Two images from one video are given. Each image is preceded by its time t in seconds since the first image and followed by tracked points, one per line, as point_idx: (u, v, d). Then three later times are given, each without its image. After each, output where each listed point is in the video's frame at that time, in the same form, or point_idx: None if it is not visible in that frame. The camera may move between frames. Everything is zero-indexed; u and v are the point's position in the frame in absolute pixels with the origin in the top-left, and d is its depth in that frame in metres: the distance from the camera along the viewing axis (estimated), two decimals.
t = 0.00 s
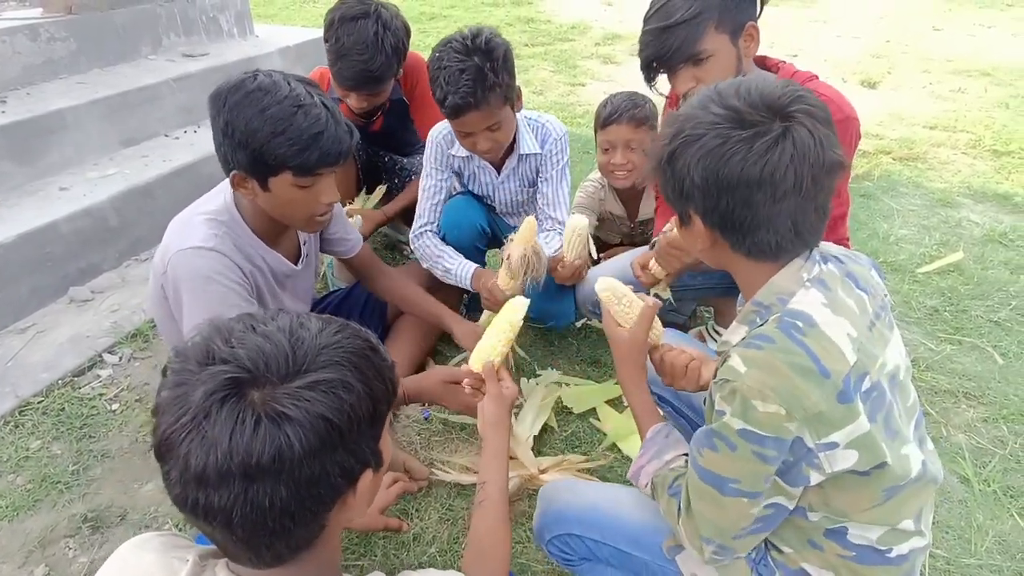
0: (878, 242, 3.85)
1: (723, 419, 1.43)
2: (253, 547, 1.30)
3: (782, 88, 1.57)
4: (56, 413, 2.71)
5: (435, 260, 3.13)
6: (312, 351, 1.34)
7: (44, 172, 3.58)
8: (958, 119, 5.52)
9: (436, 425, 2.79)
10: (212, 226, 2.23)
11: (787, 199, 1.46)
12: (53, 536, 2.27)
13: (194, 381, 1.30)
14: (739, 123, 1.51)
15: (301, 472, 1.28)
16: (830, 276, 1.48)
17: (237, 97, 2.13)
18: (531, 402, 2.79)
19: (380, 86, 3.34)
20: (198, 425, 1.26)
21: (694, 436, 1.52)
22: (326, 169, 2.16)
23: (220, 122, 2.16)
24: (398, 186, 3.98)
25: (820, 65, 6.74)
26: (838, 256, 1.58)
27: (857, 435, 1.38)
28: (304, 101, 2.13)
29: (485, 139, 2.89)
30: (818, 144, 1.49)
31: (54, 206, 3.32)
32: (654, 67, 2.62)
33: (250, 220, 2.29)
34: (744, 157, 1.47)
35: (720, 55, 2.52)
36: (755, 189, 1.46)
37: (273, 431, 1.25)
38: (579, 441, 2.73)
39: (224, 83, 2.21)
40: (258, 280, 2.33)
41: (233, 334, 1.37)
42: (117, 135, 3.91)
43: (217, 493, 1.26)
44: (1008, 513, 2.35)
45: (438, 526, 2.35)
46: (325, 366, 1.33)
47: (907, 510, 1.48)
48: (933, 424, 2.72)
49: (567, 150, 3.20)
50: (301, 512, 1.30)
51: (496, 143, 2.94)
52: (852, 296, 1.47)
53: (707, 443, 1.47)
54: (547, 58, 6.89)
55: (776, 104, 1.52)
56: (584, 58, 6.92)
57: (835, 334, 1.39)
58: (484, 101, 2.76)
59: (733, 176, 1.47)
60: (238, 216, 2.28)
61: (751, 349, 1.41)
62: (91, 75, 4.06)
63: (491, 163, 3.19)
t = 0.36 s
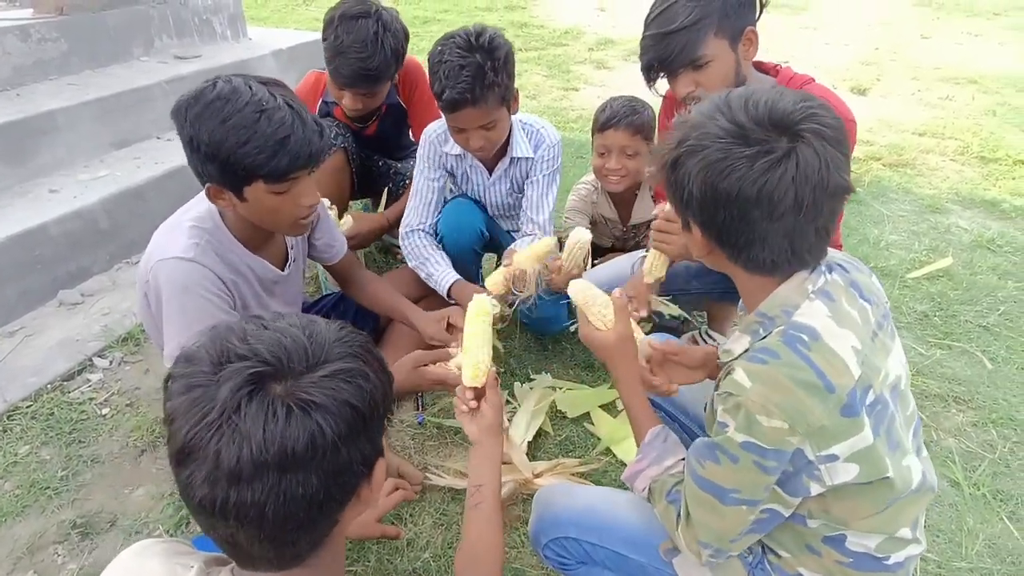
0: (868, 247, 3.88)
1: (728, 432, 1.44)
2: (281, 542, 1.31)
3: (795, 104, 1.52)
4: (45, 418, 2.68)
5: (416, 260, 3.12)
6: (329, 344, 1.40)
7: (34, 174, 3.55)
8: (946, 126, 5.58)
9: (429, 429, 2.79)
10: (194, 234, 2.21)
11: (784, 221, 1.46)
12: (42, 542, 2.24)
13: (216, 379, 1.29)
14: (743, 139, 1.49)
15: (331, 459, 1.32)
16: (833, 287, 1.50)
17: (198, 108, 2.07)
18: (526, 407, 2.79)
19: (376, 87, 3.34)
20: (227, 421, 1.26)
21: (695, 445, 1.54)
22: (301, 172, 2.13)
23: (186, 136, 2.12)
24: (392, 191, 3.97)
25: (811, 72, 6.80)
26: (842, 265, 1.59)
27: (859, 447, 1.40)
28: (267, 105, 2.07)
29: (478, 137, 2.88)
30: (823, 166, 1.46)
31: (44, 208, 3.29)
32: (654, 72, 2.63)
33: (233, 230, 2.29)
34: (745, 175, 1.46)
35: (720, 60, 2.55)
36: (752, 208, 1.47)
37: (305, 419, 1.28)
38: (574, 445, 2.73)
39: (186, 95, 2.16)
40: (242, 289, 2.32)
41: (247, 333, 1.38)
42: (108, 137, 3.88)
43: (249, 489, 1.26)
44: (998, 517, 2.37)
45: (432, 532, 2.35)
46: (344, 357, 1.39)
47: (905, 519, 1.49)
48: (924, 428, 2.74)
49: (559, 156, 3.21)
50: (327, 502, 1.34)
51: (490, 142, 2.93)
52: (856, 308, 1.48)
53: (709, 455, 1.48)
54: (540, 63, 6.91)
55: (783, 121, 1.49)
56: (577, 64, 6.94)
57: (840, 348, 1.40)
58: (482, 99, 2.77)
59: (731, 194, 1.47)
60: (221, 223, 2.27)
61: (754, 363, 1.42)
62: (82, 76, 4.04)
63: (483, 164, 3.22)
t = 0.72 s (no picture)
0: (859, 251, 3.92)
1: (726, 446, 1.46)
2: (278, 549, 1.31)
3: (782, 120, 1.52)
4: (35, 423, 2.65)
5: (405, 241, 3.18)
6: (323, 349, 1.38)
7: (24, 176, 3.52)
8: (935, 131, 5.65)
9: (424, 434, 2.78)
10: (177, 246, 2.21)
11: (772, 238, 1.47)
12: (32, 549, 2.22)
13: (209, 387, 1.28)
14: (728, 156, 1.51)
15: (326, 467, 1.30)
16: (829, 297, 1.51)
17: (168, 121, 2.03)
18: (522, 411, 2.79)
19: (372, 91, 3.33)
20: (220, 430, 1.25)
21: (693, 458, 1.55)
22: (280, 179, 2.11)
23: (158, 151, 2.07)
24: (386, 195, 3.96)
25: (801, 78, 6.87)
26: (838, 274, 1.61)
27: (857, 461, 1.40)
28: (238, 115, 2.04)
29: (482, 117, 2.88)
30: (810, 182, 1.47)
31: (34, 212, 3.27)
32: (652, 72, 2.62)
33: (215, 239, 2.27)
34: (730, 190, 1.48)
35: (721, 64, 2.57)
36: (740, 225, 1.49)
37: (299, 427, 1.27)
38: (568, 448, 2.73)
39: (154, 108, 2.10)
40: (228, 298, 2.31)
41: (240, 339, 1.37)
42: (99, 140, 3.86)
43: (244, 497, 1.25)
44: (988, 518, 2.40)
45: (427, 536, 2.34)
46: (338, 363, 1.37)
47: (904, 528, 1.50)
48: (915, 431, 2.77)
49: (558, 150, 3.23)
50: (324, 510, 1.33)
51: (494, 124, 2.94)
52: (852, 317, 1.50)
53: (707, 468, 1.50)
54: (533, 67, 6.93)
55: (769, 137, 1.50)
56: (570, 68, 6.97)
57: (837, 360, 1.41)
58: (491, 75, 2.82)
59: (719, 209, 1.50)
60: (203, 234, 2.26)
61: (752, 376, 1.43)
62: (73, 79, 4.01)
63: (481, 158, 3.21)
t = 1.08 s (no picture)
0: (854, 253, 3.94)
1: (722, 445, 1.46)
2: (258, 558, 1.33)
3: (827, 129, 1.48)
4: (30, 426, 2.63)
5: (417, 247, 3.11)
6: (305, 361, 1.35)
7: (18, 178, 3.51)
8: (928, 134, 5.68)
9: (421, 435, 2.78)
10: (163, 255, 2.19)
11: (804, 249, 1.47)
12: (28, 552, 2.21)
13: (186, 400, 1.29)
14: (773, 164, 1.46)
15: (300, 485, 1.29)
16: (837, 302, 1.53)
17: (144, 129, 2.02)
18: (520, 412, 2.80)
19: (370, 96, 3.34)
20: (192, 445, 1.26)
21: (687, 453, 1.56)
22: (262, 185, 2.11)
23: (135, 158, 2.06)
24: (384, 198, 3.97)
25: (796, 81, 6.90)
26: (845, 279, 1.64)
27: (852, 468, 1.42)
28: (217, 120, 2.03)
29: (488, 106, 2.90)
30: (851, 197, 1.47)
31: (29, 213, 3.26)
32: (608, 88, 2.63)
33: (201, 245, 2.26)
34: (772, 202, 1.45)
35: (677, 84, 2.56)
36: (775, 235, 1.47)
37: (269, 445, 1.25)
38: (566, 450, 2.74)
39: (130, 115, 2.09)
40: (219, 305, 2.31)
41: (222, 350, 1.36)
42: (94, 141, 3.84)
43: (216, 511, 1.27)
44: (983, 519, 2.41)
45: (425, 538, 2.34)
46: (319, 376, 1.33)
47: (900, 532, 1.52)
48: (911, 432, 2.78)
49: (556, 147, 3.26)
50: (302, 523, 1.32)
51: (498, 115, 2.95)
52: (856, 322, 1.52)
53: (701, 464, 1.50)
54: (530, 70, 6.95)
55: (818, 146, 1.46)
56: (566, 70, 6.98)
57: (844, 368, 1.43)
58: (500, 63, 2.85)
59: (756, 220, 1.47)
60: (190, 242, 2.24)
61: (758, 380, 1.43)
62: (68, 80, 4.00)
63: (480, 154, 3.21)
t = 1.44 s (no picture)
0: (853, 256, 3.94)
1: (732, 453, 1.45)
2: (246, 570, 1.34)
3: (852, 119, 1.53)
4: (27, 428, 2.62)
5: (403, 244, 3.14)
6: (291, 373, 1.33)
7: (17, 179, 3.50)
8: (927, 137, 5.69)
9: (421, 438, 2.77)
10: (151, 262, 2.18)
11: (845, 246, 1.47)
12: (24, 556, 2.19)
13: (169, 413, 1.29)
14: (819, 159, 1.45)
15: (285, 500, 1.28)
16: (847, 308, 1.53)
17: (133, 132, 2.00)
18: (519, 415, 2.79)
19: (375, 93, 3.33)
20: (175, 459, 1.26)
21: (694, 461, 1.56)
22: (251, 188, 2.10)
23: (123, 162, 2.05)
24: (382, 200, 3.92)
25: (795, 84, 6.91)
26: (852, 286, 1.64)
27: (861, 478, 1.41)
28: (205, 121, 2.02)
29: (491, 107, 2.90)
30: (881, 178, 1.49)
31: (27, 214, 3.24)
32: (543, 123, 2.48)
33: (192, 251, 2.25)
34: (821, 201, 1.43)
35: (614, 111, 2.45)
36: (820, 234, 1.45)
37: (252, 461, 1.24)
38: (566, 453, 2.73)
39: (117, 117, 2.07)
40: (209, 310, 2.29)
41: (208, 361, 1.35)
42: (93, 142, 3.83)
43: (200, 525, 1.27)
44: (984, 522, 2.40)
45: (425, 542, 2.32)
46: (305, 389, 1.32)
47: (908, 542, 1.51)
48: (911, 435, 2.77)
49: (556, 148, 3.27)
50: (290, 537, 1.32)
51: (500, 116, 2.95)
52: (866, 329, 1.51)
53: (710, 473, 1.49)
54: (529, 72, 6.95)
55: (850, 139, 1.47)
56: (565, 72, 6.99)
57: (856, 376, 1.42)
58: (500, 64, 2.85)
59: (803, 221, 1.44)
60: (179, 248, 2.23)
61: (768, 387, 1.43)
62: (67, 81, 3.99)
63: (479, 157, 3.20)
